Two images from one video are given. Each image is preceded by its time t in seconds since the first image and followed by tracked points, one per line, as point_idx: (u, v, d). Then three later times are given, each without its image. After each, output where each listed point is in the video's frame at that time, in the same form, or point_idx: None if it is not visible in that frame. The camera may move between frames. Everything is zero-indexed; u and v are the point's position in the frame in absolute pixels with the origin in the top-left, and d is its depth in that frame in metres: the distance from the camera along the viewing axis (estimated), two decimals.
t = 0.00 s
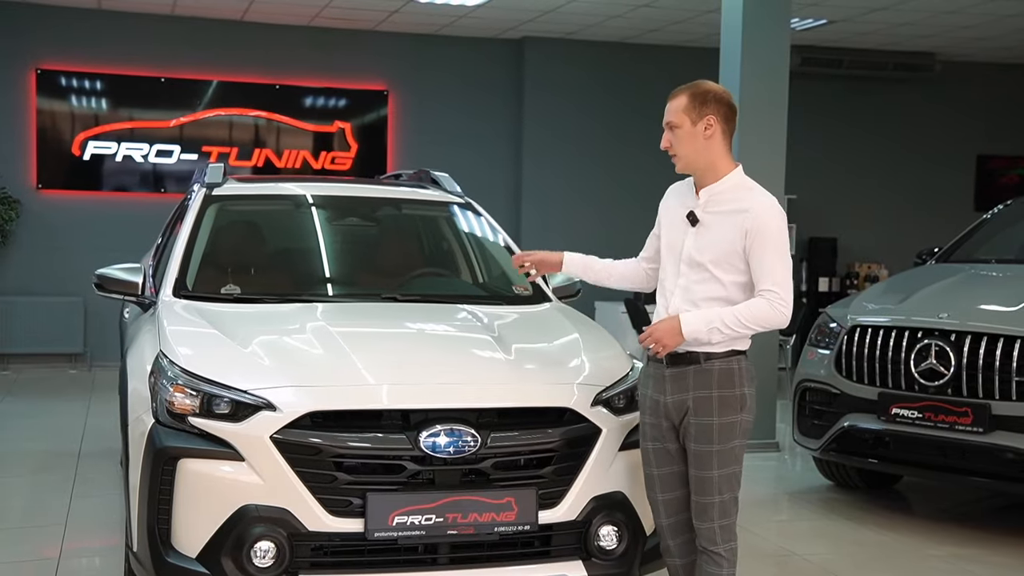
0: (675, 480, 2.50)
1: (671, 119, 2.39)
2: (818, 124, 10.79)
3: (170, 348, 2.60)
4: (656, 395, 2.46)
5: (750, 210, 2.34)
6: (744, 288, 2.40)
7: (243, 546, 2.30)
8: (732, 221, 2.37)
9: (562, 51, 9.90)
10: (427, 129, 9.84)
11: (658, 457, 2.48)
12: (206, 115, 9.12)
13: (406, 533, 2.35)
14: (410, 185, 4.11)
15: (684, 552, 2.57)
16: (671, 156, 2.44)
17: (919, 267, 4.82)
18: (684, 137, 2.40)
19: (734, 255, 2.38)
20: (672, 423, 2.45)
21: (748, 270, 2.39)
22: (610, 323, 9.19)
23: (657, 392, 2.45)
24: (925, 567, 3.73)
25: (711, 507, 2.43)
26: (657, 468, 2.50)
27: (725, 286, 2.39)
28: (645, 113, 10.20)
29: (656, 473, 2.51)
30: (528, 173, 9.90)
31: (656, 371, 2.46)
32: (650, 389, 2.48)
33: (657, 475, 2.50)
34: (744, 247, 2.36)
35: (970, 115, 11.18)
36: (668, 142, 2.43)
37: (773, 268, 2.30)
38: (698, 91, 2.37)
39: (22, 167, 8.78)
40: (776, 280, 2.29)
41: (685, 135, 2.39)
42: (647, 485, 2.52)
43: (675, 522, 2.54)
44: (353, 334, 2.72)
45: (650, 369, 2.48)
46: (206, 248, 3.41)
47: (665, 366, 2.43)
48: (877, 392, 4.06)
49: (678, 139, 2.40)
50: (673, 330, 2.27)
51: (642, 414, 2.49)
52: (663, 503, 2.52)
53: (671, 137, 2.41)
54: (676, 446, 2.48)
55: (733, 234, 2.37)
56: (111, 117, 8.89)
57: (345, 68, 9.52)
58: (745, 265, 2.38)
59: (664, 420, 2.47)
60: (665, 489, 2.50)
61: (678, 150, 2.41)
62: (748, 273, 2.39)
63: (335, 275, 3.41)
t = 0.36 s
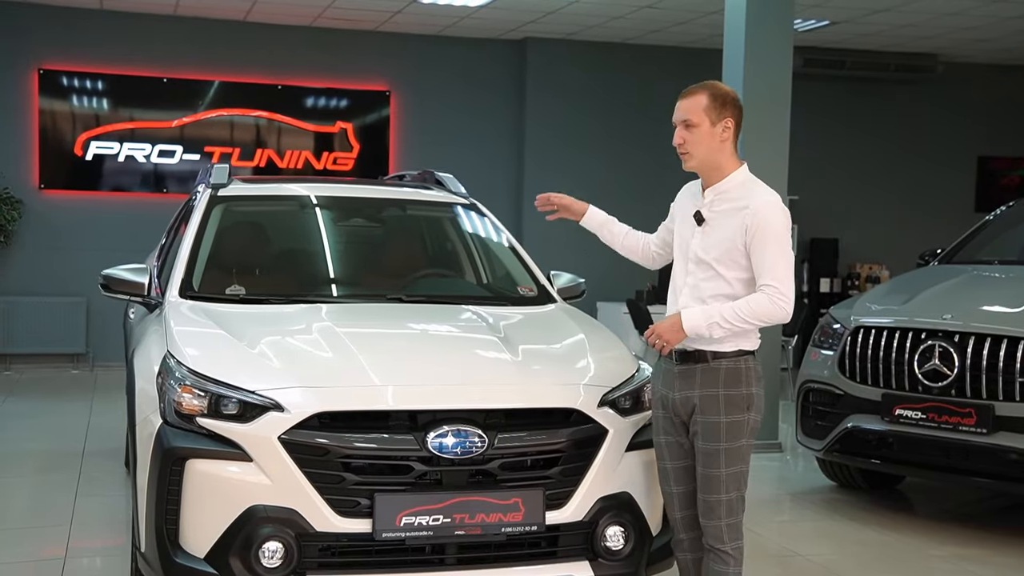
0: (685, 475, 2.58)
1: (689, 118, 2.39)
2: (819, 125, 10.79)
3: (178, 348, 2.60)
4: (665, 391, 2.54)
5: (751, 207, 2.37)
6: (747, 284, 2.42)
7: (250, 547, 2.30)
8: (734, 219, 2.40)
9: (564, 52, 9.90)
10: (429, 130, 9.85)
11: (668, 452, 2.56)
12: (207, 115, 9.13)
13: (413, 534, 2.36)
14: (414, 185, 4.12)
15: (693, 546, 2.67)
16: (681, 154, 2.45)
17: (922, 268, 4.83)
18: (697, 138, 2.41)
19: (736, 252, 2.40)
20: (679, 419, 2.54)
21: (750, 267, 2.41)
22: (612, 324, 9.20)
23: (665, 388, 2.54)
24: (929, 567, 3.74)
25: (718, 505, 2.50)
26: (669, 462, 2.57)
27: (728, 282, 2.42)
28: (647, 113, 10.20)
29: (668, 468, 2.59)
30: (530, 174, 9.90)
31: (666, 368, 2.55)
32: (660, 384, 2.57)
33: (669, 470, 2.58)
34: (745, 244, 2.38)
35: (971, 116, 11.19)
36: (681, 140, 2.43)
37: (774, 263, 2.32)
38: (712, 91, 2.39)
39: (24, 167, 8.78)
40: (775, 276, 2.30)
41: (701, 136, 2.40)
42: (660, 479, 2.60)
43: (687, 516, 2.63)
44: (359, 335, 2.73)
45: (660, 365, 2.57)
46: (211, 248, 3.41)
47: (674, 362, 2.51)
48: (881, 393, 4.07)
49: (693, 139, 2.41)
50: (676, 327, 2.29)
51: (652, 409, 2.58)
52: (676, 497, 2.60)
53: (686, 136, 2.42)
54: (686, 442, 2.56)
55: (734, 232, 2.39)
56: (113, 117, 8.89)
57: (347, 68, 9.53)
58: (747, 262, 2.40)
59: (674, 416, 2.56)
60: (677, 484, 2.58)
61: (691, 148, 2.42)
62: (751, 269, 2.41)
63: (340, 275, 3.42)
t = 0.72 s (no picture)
0: (701, 472, 2.61)
1: (723, 119, 2.41)
2: (819, 125, 10.80)
3: (182, 349, 2.61)
4: (684, 390, 2.54)
5: (778, 206, 2.43)
6: (773, 282, 2.48)
7: (257, 547, 2.31)
8: (759, 218, 2.45)
9: (565, 52, 9.91)
10: (430, 130, 9.85)
11: (685, 451, 2.58)
12: (208, 116, 9.13)
13: (419, 535, 2.36)
14: (416, 186, 4.12)
15: (700, 544, 2.68)
16: (708, 156, 2.44)
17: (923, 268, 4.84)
18: (727, 139, 2.43)
19: (764, 250, 2.45)
20: (698, 418, 2.55)
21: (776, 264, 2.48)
22: (613, 324, 9.20)
23: (686, 387, 2.53)
24: (932, 567, 3.75)
25: (736, 503, 2.53)
26: (686, 461, 2.59)
27: (755, 281, 2.46)
28: (647, 114, 10.21)
29: (684, 465, 2.61)
30: (530, 174, 9.90)
31: (684, 367, 2.54)
32: (676, 384, 2.56)
33: (686, 468, 2.60)
34: (773, 243, 2.44)
35: (971, 116, 11.20)
36: (710, 141, 2.42)
37: (810, 260, 2.41)
38: (737, 94, 2.42)
39: (24, 168, 8.78)
40: (812, 272, 2.40)
41: (733, 137, 2.42)
42: (675, 476, 2.62)
43: (699, 514, 2.65)
44: (363, 335, 2.74)
45: (678, 364, 2.56)
46: (214, 249, 3.41)
47: (696, 362, 2.51)
48: (883, 393, 4.08)
49: (725, 140, 2.42)
50: (724, 327, 2.33)
51: (670, 409, 2.57)
52: (690, 494, 2.62)
53: (718, 137, 2.42)
54: (702, 441, 2.58)
55: (761, 230, 2.44)
56: (112, 118, 8.89)
57: (347, 68, 9.53)
58: (775, 259, 2.47)
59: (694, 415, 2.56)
60: (694, 481, 2.61)
61: (723, 148, 2.42)
62: (777, 267, 2.48)
63: (342, 275, 3.42)
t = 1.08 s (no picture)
0: (705, 470, 2.62)
1: (729, 119, 2.44)
2: (815, 124, 10.82)
3: (183, 349, 2.61)
4: (694, 388, 2.55)
5: (780, 205, 2.48)
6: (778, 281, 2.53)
7: (259, 547, 2.31)
8: (762, 218, 2.49)
9: (563, 52, 9.92)
10: (428, 130, 9.85)
11: (692, 449, 2.59)
12: (204, 116, 9.12)
13: (421, 534, 2.37)
14: (415, 186, 4.13)
15: (702, 541, 2.69)
16: (713, 155, 2.47)
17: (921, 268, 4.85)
18: (732, 139, 2.46)
19: (770, 250, 2.49)
20: (707, 415, 2.56)
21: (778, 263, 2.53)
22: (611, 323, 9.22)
23: (698, 385, 2.54)
24: (932, 566, 3.76)
25: (742, 498, 2.55)
26: (693, 459, 2.60)
27: (763, 280, 2.50)
28: (644, 114, 10.23)
29: (689, 463, 2.61)
30: (528, 174, 9.91)
31: (694, 366, 2.56)
32: (685, 381, 2.57)
33: (692, 466, 2.61)
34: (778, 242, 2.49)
35: (967, 116, 11.23)
36: (718, 141, 2.45)
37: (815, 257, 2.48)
38: (738, 94, 2.47)
39: (21, 168, 8.77)
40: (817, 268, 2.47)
41: (736, 138, 2.46)
42: (681, 475, 2.62)
43: (701, 512, 2.66)
44: (363, 335, 2.74)
45: (689, 363, 2.57)
46: (214, 250, 3.41)
47: (710, 360, 2.52)
48: (881, 393, 4.09)
49: (730, 140, 2.45)
50: (745, 325, 2.37)
51: (679, 407, 2.58)
52: (694, 493, 2.63)
53: (725, 137, 2.45)
54: (708, 439, 2.59)
55: (765, 230, 2.48)
56: (108, 118, 8.89)
57: (344, 68, 9.53)
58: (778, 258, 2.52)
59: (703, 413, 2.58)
60: (698, 479, 2.62)
61: (729, 148, 2.45)
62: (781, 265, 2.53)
63: (342, 275, 3.43)
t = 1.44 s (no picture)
0: (707, 469, 2.64)
1: (728, 118, 2.46)
2: (812, 124, 10.84)
3: (184, 349, 2.62)
4: (696, 389, 2.57)
5: (777, 204, 2.50)
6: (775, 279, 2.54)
7: (261, 547, 2.31)
8: (760, 218, 2.50)
9: (561, 52, 9.93)
10: (426, 131, 9.86)
11: (694, 449, 2.61)
12: (202, 116, 9.12)
13: (422, 534, 2.37)
14: (414, 186, 4.13)
15: (703, 539, 2.71)
16: (709, 151, 2.48)
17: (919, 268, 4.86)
18: (729, 138, 2.48)
19: (768, 248, 2.50)
20: (710, 414, 2.58)
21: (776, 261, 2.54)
22: (610, 323, 9.23)
23: (700, 385, 2.57)
24: (930, 565, 3.77)
25: (750, 494, 2.55)
26: (694, 459, 2.61)
27: (762, 279, 2.51)
28: (641, 114, 10.24)
29: (691, 463, 2.63)
30: (525, 174, 9.92)
31: (696, 366, 2.58)
32: (687, 382, 2.59)
33: (694, 466, 2.62)
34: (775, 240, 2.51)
35: (963, 116, 11.25)
36: (716, 138, 2.47)
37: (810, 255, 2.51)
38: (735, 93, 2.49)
39: (18, 168, 8.75)
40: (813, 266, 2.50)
41: (734, 137, 2.48)
42: (682, 475, 2.64)
43: (703, 511, 2.68)
44: (363, 335, 2.74)
45: (690, 363, 2.59)
46: (214, 249, 3.42)
47: (712, 361, 2.54)
48: (879, 392, 4.10)
49: (728, 139, 2.47)
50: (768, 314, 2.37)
51: (681, 407, 2.59)
52: (695, 492, 2.65)
53: (724, 135, 2.47)
54: (710, 438, 2.61)
55: (763, 230, 2.50)
56: (105, 118, 8.88)
57: (342, 69, 9.53)
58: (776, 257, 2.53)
59: (705, 413, 2.60)
60: (700, 478, 2.64)
61: (726, 145, 2.47)
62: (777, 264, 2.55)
63: (341, 276, 3.43)
